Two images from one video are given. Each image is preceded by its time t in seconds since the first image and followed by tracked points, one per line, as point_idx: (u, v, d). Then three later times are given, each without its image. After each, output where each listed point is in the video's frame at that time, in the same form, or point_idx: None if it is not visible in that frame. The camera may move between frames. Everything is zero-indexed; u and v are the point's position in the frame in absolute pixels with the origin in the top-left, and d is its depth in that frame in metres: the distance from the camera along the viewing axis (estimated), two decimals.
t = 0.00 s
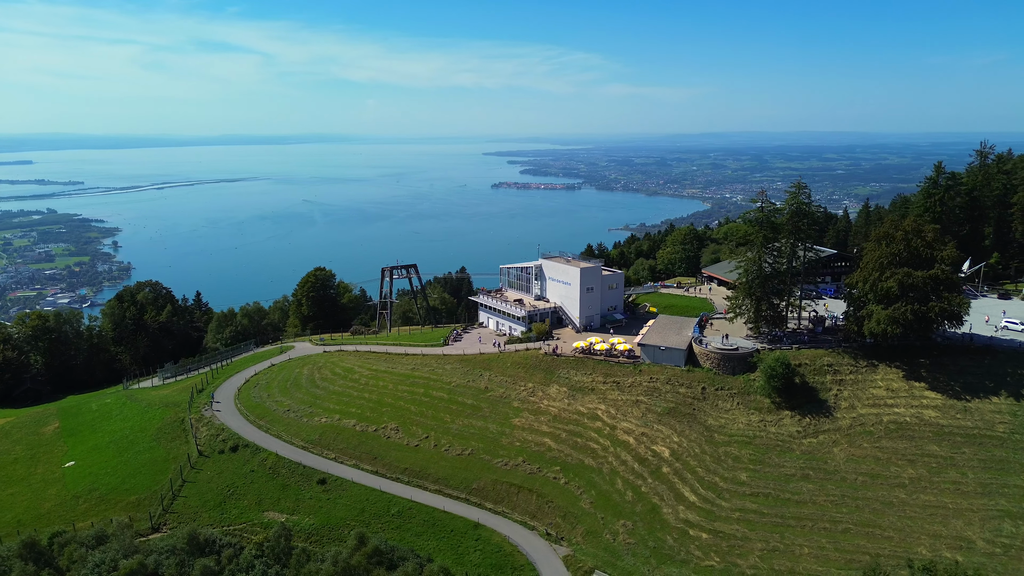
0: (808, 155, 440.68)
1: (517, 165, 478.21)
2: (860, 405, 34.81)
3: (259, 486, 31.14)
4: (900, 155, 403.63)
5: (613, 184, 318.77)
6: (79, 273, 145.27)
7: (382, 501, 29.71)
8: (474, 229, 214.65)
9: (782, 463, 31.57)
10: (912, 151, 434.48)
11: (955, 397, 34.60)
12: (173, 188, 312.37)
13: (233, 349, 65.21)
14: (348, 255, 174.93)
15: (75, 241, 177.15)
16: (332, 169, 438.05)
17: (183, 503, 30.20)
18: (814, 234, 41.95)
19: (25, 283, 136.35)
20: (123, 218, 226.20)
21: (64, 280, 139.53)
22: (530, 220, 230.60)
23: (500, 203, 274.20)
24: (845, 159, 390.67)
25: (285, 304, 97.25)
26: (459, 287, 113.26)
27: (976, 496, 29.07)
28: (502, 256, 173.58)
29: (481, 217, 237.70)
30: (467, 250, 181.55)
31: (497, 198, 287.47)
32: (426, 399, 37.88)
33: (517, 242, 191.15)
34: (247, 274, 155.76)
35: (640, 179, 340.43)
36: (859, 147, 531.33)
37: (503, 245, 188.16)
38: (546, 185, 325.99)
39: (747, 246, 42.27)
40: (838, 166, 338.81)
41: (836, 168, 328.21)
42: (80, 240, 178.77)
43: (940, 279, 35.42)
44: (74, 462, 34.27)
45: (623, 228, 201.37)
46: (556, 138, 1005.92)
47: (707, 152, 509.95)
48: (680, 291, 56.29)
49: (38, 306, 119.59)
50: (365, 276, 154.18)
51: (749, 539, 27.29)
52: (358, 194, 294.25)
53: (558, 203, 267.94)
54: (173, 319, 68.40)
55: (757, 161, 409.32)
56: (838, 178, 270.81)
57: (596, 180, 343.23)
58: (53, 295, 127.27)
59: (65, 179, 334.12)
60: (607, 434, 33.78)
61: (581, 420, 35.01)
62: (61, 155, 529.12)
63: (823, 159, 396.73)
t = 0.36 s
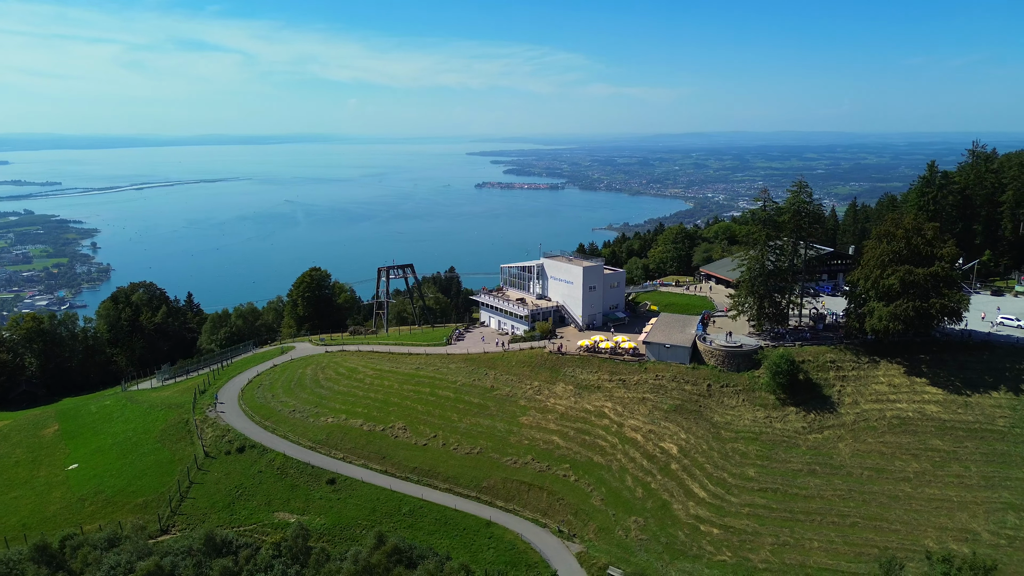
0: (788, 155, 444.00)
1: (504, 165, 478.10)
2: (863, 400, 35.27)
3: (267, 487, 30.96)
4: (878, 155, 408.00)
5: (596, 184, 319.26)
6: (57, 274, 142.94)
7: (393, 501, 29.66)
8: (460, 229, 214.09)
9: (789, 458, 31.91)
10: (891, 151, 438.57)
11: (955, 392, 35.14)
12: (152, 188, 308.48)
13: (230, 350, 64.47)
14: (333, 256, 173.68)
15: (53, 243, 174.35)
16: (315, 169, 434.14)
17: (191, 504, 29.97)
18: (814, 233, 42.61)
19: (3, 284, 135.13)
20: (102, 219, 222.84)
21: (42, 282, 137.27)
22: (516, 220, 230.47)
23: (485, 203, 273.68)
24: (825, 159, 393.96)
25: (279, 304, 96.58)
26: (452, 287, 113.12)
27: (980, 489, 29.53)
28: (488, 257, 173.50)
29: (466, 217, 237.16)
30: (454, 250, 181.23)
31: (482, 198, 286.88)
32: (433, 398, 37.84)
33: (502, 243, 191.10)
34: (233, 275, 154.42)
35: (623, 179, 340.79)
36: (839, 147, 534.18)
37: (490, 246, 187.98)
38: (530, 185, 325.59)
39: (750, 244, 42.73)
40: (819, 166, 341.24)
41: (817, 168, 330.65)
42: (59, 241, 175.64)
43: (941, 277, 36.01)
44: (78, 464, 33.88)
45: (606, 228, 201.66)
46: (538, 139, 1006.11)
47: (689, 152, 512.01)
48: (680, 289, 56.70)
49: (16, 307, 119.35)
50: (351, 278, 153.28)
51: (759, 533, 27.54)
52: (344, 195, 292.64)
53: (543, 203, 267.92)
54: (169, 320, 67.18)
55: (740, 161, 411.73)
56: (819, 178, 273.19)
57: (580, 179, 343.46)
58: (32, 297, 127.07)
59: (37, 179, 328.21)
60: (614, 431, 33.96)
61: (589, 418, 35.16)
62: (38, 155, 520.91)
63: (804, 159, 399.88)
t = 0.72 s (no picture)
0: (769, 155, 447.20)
1: (489, 164, 477.55)
2: (865, 396, 35.75)
3: (277, 487, 30.85)
4: (857, 155, 412.50)
5: (580, 184, 320.24)
6: (35, 276, 140.54)
7: (403, 499, 29.64)
8: (446, 229, 213.57)
9: (795, 453, 32.28)
10: (871, 151, 443.31)
11: (955, 386, 35.71)
12: (131, 189, 304.29)
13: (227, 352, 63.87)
14: (318, 257, 172.31)
15: (30, 244, 171.27)
16: (298, 170, 430.55)
17: (200, 505, 29.79)
18: (814, 232, 43.23)
19: None
20: (80, 220, 219.15)
21: (19, 284, 134.87)
22: (502, 220, 230.69)
23: (470, 203, 273.11)
24: (805, 158, 397.41)
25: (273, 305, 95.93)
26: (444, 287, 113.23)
27: (983, 482, 30.03)
28: (475, 258, 173.38)
29: (451, 218, 236.53)
30: (440, 251, 180.84)
31: (467, 198, 286.21)
32: (439, 397, 37.84)
33: (488, 243, 190.98)
34: (218, 276, 152.85)
35: (607, 179, 342.10)
36: (820, 147, 537.69)
37: (477, 246, 187.81)
38: (513, 185, 325.00)
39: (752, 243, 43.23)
40: (800, 166, 344.46)
41: (797, 168, 333.90)
42: (37, 243, 172.55)
43: (940, 273, 36.62)
44: (81, 467, 33.52)
45: (590, 228, 202.54)
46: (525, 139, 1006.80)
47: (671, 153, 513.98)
48: (679, 287, 57.11)
49: None
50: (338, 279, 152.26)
51: (769, 528, 27.83)
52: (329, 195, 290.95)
53: (528, 203, 267.75)
54: (164, 321, 66.19)
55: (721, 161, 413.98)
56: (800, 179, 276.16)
57: (563, 180, 343.55)
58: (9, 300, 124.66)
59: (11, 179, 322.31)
60: (622, 429, 34.15)
61: (595, 416, 35.33)
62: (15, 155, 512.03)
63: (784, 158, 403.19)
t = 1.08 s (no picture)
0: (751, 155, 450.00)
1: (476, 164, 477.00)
2: (866, 391, 36.22)
3: (284, 487, 30.73)
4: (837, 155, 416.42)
5: (564, 185, 320.90)
6: (12, 278, 138.01)
7: (413, 499, 29.64)
8: (432, 230, 212.86)
9: (800, 449, 32.62)
10: (851, 151, 448.76)
11: (954, 381, 36.27)
12: (109, 189, 299.86)
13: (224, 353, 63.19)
14: (304, 258, 170.78)
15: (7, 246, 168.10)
16: (281, 170, 426.30)
17: (207, 506, 29.60)
18: (814, 230, 43.66)
19: None
20: (59, 220, 215.48)
21: None
22: (488, 220, 230.70)
23: (455, 203, 272.40)
24: (786, 158, 400.60)
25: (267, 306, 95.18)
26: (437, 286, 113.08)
27: (983, 475, 30.52)
28: (461, 258, 173.05)
29: (437, 218, 235.68)
30: (426, 252, 180.29)
31: (453, 198, 285.74)
32: (444, 396, 37.83)
33: (474, 244, 190.67)
34: (203, 277, 151.33)
35: (591, 179, 343.20)
36: (802, 148, 543.35)
37: (464, 246, 187.54)
38: (497, 185, 324.01)
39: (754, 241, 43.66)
40: (781, 166, 347.66)
41: (778, 168, 336.83)
42: (14, 244, 169.48)
43: (938, 270, 37.18)
44: (84, 469, 33.16)
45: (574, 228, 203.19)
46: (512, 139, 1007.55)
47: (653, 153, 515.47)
48: (677, 285, 57.49)
49: None
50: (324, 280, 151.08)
51: (777, 523, 28.09)
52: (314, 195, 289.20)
53: (513, 203, 267.83)
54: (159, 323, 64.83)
55: (702, 160, 416.05)
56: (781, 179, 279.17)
57: (547, 180, 343.45)
58: None
59: None
60: (628, 426, 34.32)
61: (601, 413, 35.48)
62: None
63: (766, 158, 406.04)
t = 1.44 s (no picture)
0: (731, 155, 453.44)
1: (460, 164, 476.21)
2: (867, 387, 36.75)
3: (294, 487, 30.65)
4: (809, 155, 420.16)
5: (546, 185, 321.69)
6: None
7: (423, 497, 29.65)
8: (417, 230, 212.22)
9: (805, 444, 33.03)
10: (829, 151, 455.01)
11: (952, 376, 36.89)
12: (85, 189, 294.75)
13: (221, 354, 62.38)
14: (288, 259, 169.26)
15: None
16: (263, 170, 422.18)
17: (216, 507, 29.43)
18: (815, 227, 44.18)
19: None
20: (35, 221, 211.17)
21: None
22: (474, 220, 230.65)
23: (439, 203, 271.74)
24: (765, 158, 403.91)
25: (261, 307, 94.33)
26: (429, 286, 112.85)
27: (984, 468, 31.10)
28: (447, 259, 172.82)
29: (422, 218, 234.98)
30: (412, 252, 179.77)
31: (437, 198, 285.20)
32: (450, 395, 37.84)
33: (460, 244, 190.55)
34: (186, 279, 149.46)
35: (573, 179, 344.22)
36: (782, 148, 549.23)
37: (451, 247, 187.32)
38: (480, 185, 323.43)
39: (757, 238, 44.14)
40: (761, 166, 351.15)
41: (758, 168, 340.44)
42: None
43: (937, 267, 37.78)
44: (88, 472, 32.84)
45: (557, 228, 203.82)
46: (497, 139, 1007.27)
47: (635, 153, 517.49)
48: (676, 284, 57.91)
49: None
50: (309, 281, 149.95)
51: (785, 517, 28.40)
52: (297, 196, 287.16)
53: (496, 203, 267.99)
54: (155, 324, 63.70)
55: (684, 160, 419.19)
56: (760, 180, 282.44)
57: (530, 180, 343.59)
58: None
59: None
60: (634, 423, 34.56)
61: (607, 411, 35.70)
62: None
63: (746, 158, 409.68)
